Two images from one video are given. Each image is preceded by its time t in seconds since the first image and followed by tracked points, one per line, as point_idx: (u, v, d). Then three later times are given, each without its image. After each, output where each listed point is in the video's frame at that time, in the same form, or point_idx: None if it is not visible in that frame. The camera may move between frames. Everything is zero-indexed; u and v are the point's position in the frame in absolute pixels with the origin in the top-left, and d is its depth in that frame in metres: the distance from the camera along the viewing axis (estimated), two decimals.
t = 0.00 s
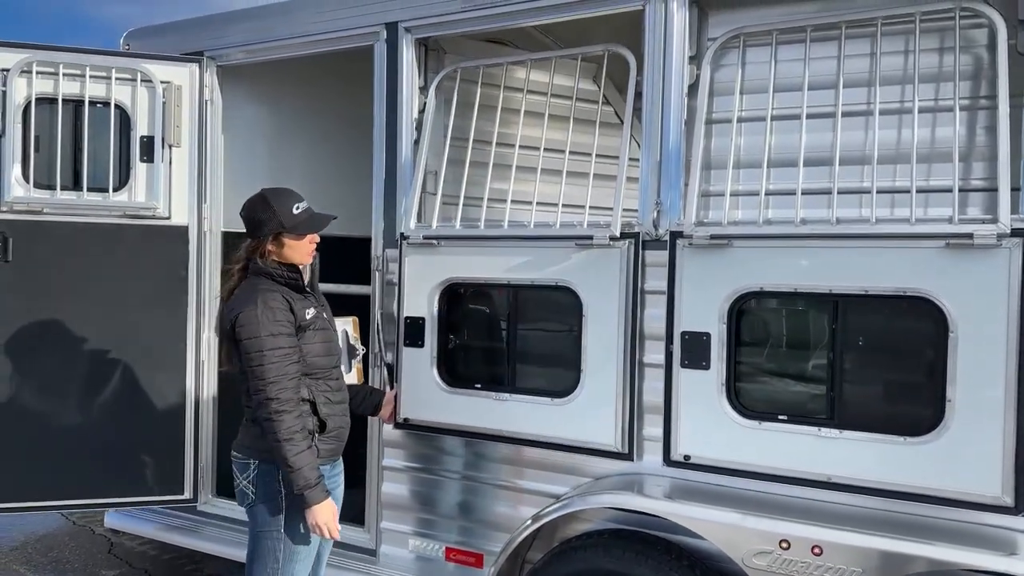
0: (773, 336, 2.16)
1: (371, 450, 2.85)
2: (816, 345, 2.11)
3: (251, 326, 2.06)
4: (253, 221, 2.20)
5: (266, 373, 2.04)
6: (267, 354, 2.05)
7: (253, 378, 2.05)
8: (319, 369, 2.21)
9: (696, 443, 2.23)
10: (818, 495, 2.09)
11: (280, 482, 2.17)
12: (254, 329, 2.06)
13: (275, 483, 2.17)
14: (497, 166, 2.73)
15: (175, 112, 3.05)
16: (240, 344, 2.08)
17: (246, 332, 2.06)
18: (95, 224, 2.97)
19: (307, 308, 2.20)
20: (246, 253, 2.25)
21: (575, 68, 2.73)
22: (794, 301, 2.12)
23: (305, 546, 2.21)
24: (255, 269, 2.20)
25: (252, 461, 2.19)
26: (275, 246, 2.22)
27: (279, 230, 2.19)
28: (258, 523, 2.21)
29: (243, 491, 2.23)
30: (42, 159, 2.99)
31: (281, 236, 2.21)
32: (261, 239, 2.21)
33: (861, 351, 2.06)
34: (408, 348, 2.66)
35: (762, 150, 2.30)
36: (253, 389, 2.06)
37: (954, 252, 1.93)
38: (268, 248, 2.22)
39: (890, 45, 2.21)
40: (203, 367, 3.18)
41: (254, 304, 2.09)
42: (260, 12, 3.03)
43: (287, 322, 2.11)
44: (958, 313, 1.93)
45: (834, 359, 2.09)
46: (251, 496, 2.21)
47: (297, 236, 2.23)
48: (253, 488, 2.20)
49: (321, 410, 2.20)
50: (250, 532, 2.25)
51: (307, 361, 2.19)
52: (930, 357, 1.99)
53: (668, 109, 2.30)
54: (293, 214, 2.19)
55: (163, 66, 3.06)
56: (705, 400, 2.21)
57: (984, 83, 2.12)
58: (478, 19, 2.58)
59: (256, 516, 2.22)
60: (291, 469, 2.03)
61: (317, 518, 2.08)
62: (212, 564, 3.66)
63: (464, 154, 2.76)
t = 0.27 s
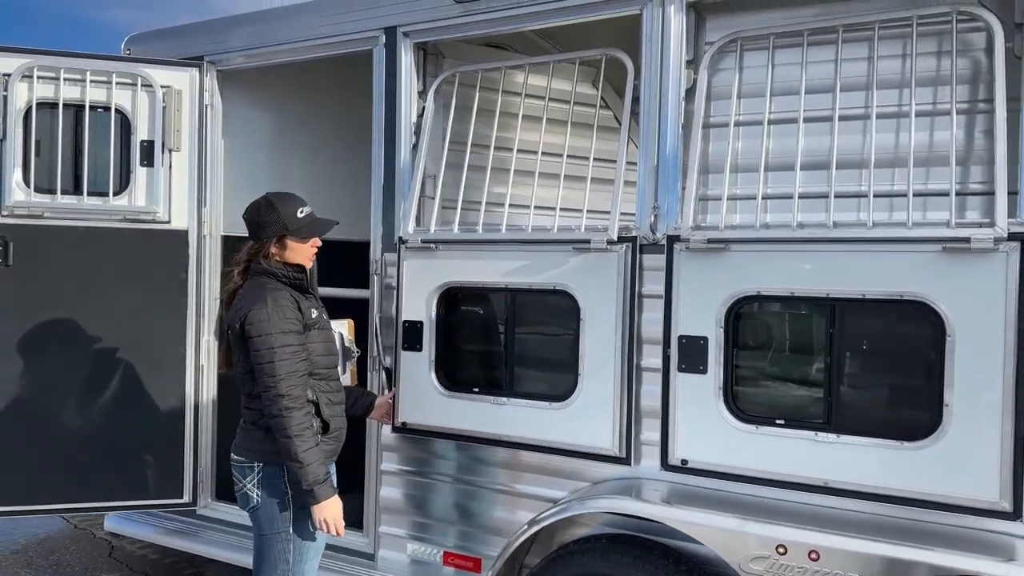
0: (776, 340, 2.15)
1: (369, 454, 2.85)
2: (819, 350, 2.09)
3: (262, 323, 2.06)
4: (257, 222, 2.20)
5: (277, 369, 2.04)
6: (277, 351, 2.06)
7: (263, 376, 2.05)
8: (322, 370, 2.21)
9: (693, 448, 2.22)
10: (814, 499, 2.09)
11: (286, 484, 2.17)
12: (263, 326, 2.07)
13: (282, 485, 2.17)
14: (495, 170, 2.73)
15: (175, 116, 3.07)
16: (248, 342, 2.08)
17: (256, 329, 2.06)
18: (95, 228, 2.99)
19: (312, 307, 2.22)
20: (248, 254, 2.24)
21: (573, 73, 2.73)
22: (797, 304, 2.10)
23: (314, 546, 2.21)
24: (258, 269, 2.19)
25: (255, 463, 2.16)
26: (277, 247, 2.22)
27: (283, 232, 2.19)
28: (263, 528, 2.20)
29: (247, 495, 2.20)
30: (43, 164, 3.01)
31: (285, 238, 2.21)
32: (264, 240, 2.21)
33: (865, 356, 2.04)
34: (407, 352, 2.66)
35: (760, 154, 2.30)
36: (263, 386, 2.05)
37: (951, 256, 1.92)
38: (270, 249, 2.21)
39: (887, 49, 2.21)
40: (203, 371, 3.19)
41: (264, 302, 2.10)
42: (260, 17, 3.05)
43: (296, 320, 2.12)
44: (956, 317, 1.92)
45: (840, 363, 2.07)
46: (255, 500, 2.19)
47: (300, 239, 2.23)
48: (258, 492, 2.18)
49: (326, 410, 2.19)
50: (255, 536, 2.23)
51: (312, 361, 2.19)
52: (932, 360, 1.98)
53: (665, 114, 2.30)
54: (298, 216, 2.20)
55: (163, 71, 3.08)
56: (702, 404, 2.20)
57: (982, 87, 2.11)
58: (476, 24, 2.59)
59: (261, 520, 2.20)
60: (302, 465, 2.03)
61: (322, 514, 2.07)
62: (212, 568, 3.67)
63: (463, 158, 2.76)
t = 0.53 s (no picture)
0: (778, 344, 2.14)
1: (368, 458, 2.85)
2: (823, 354, 2.08)
3: (262, 323, 2.06)
4: (259, 222, 2.21)
5: (279, 369, 2.05)
6: (277, 351, 2.06)
7: (263, 376, 2.05)
8: (315, 372, 2.20)
9: (690, 452, 2.22)
10: (812, 504, 2.08)
11: (282, 488, 2.17)
12: (264, 327, 2.07)
13: (278, 489, 2.16)
14: (493, 174, 2.73)
15: (175, 121, 3.09)
16: (247, 342, 2.08)
17: (256, 330, 2.06)
18: (94, 232, 3.01)
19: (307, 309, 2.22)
20: (246, 254, 2.24)
21: (571, 78, 2.73)
22: (799, 309, 2.10)
23: (315, 548, 2.22)
24: (257, 270, 2.20)
25: (250, 469, 2.15)
26: (276, 248, 2.22)
27: (284, 235, 2.20)
28: (263, 535, 2.19)
29: (243, 501, 2.18)
30: (43, 169, 3.03)
31: (285, 240, 2.22)
32: (264, 240, 2.22)
33: (868, 361, 2.04)
34: (405, 357, 2.65)
35: (757, 159, 2.30)
36: (263, 387, 2.05)
37: (948, 260, 1.92)
38: (269, 249, 2.22)
39: (884, 54, 2.21)
40: (202, 375, 3.20)
41: (263, 303, 2.10)
42: (259, 22, 3.06)
43: (293, 321, 2.13)
44: (953, 322, 1.92)
45: (844, 368, 2.06)
46: (252, 507, 2.18)
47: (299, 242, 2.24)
48: (255, 498, 2.17)
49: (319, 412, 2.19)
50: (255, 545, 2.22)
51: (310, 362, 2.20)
52: (929, 367, 1.98)
53: (662, 119, 2.31)
54: (300, 220, 2.21)
55: (162, 76, 3.09)
56: (699, 408, 2.20)
57: (980, 91, 2.10)
58: (473, 29, 2.59)
59: (258, 526, 2.19)
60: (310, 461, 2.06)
61: (334, 504, 2.12)
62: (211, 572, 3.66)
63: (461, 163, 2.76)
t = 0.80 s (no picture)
0: (779, 349, 2.13)
1: (366, 463, 2.85)
2: (826, 359, 2.07)
3: (253, 328, 2.07)
4: (255, 224, 2.21)
5: (269, 373, 2.05)
6: (269, 355, 2.06)
7: (255, 380, 2.05)
8: (309, 377, 2.20)
9: (688, 457, 2.21)
10: (809, 509, 2.08)
11: (277, 492, 2.16)
12: (255, 332, 2.07)
13: (274, 492, 2.16)
14: (491, 178, 2.74)
15: (175, 125, 3.10)
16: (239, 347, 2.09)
17: (248, 334, 2.06)
18: (93, 236, 3.01)
19: (302, 314, 2.22)
20: (243, 257, 2.25)
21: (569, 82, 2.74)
22: (799, 313, 2.09)
23: (319, 549, 2.20)
24: (253, 274, 2.21)
25: (245, 474, 2.16)
26: (270, 251, 2.23)
27: (280, 238, 2.20)
28: (263, 539, 2.18)
29: (240, 505, 2.19)
30: (42, 173, 3.04)
31: (281, 244, 2.22)
32: (260, 242, 2.22)
33: (870, 366, 2.03)
34: (403, 361, 2.66)
35: (755, 163, 2.30)
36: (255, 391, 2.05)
37: (945, 265, 1.92)
38: (263, 252, 2.22)
39: (882, 58, 2.20)
40: (201, 379, 3.20)
41: (255, 307, 2.10)
42: (259, 27, 3.07)
43: (286, 325, 2.13)
44: (951, 327, 1.91)
45: (846, 373, 2.06)
46: (249, 511, 2.18)
47: (295, 246, 2.24)
48: (251, 501, 2.17)
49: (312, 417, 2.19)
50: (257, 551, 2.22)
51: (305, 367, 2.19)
52: (927, 372, 1.97)
53: (660, 123, 2.31)
54: (297, 224, 2.21)
55: (162, 80, 3.11)
56: (697, 413, 2.19)
57: (977, 96, 2.10)
58: (472, 34, 2.60)
59: (258, 530, 2.19)
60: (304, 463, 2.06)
61: (335, 500, 2.14)
62: None
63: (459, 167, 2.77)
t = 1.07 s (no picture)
0: (780, 353, 2.13)
1: (365, 467, 2.85)
2: (826, 363, 2.07)
3: (242, 330, 2.07)
4: (254, 227, 2.23)
5: (257, 376, 2.05)
6: (257, 357, 2.07)
7: (242, 381, 2.06)
8: (299, 381, 2.19)
9: (686, 461, 2.21)
10: (807, 513, 2.08)
11: (272, 497, 2.16)
12: (244, 334, 2.07)
13: (269, 498, 2.16)
14: (490, 182, 2.74)
15: (175, 129, 3.11)
16: (228, 349, 2.09)
17: (237, 336, 2.07)
18: (93, 240, 3.02)
19: (294, 318, 2.20)
20: (239, 260, 2.24)
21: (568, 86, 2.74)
22: (800, 317, 2.09)
23: (320, 549, 2.22)
24: (247, 277, 2.20)
25: (238, 481, 2.15)
26: (266, 253, 2.24)
27: (277, 241, 2.22)
28: (261, 545, 2.18)
29: (235, 512, 2.18)
30: (43, 177, 3.05)
31: (277, 247, 2.24)
32: (256, 244, 2.22)
33: (871, 370, 2.02)
34: (401, 365, 2.66)
35: (753, 167, 2.30)
36: (241, 392, 2.06)
37: (942, 268, 1.92)
38: (259, 254, 2.23)
39: (879, 62, 2.21)
40: (200, 383, 3.20)
41: (247, 309, 2.10)
42: (260, 32, 3.08)
43: (276, 328, 2.13)
44: (949, 331, 1.91)
45: (848, 378, 2.05)
46: (245, 519, 2.18)
47: (290, 250, 2.26)
48: (246, 508, 2.17)
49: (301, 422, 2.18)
50: (255, 556, 2.22)
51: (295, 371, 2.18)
52: (924, 376, 1.97)
53: (658, 127, 2.31)
54: (295, 229, 2.23)
55: (162, 85, 3.12)
56: (695, 416, 2.19)
57: (975, 100, 2.10)
58: (471, 39, 2.61)
59: (255, 537, 2.19)
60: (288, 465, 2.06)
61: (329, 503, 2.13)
62: None
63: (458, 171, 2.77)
